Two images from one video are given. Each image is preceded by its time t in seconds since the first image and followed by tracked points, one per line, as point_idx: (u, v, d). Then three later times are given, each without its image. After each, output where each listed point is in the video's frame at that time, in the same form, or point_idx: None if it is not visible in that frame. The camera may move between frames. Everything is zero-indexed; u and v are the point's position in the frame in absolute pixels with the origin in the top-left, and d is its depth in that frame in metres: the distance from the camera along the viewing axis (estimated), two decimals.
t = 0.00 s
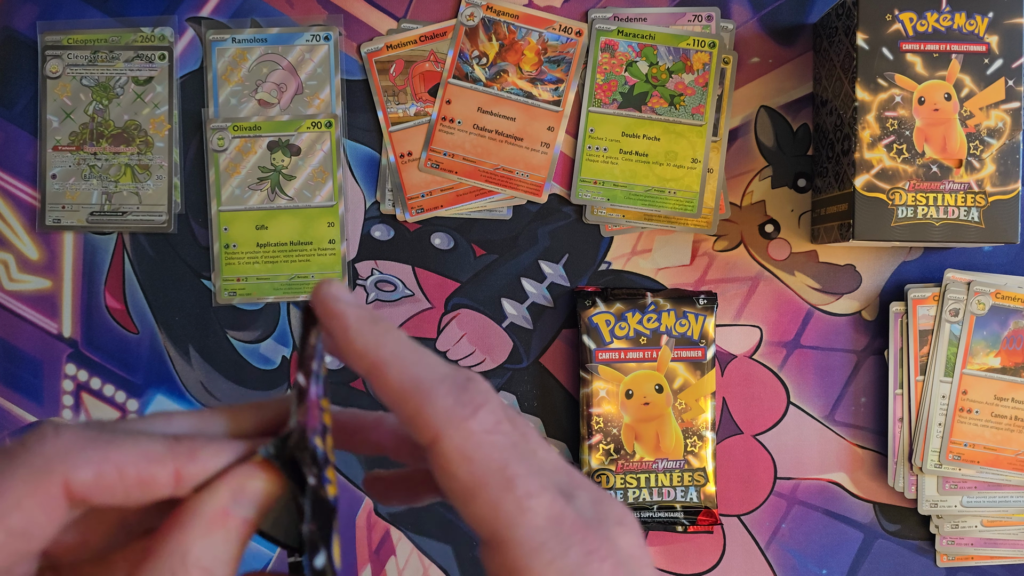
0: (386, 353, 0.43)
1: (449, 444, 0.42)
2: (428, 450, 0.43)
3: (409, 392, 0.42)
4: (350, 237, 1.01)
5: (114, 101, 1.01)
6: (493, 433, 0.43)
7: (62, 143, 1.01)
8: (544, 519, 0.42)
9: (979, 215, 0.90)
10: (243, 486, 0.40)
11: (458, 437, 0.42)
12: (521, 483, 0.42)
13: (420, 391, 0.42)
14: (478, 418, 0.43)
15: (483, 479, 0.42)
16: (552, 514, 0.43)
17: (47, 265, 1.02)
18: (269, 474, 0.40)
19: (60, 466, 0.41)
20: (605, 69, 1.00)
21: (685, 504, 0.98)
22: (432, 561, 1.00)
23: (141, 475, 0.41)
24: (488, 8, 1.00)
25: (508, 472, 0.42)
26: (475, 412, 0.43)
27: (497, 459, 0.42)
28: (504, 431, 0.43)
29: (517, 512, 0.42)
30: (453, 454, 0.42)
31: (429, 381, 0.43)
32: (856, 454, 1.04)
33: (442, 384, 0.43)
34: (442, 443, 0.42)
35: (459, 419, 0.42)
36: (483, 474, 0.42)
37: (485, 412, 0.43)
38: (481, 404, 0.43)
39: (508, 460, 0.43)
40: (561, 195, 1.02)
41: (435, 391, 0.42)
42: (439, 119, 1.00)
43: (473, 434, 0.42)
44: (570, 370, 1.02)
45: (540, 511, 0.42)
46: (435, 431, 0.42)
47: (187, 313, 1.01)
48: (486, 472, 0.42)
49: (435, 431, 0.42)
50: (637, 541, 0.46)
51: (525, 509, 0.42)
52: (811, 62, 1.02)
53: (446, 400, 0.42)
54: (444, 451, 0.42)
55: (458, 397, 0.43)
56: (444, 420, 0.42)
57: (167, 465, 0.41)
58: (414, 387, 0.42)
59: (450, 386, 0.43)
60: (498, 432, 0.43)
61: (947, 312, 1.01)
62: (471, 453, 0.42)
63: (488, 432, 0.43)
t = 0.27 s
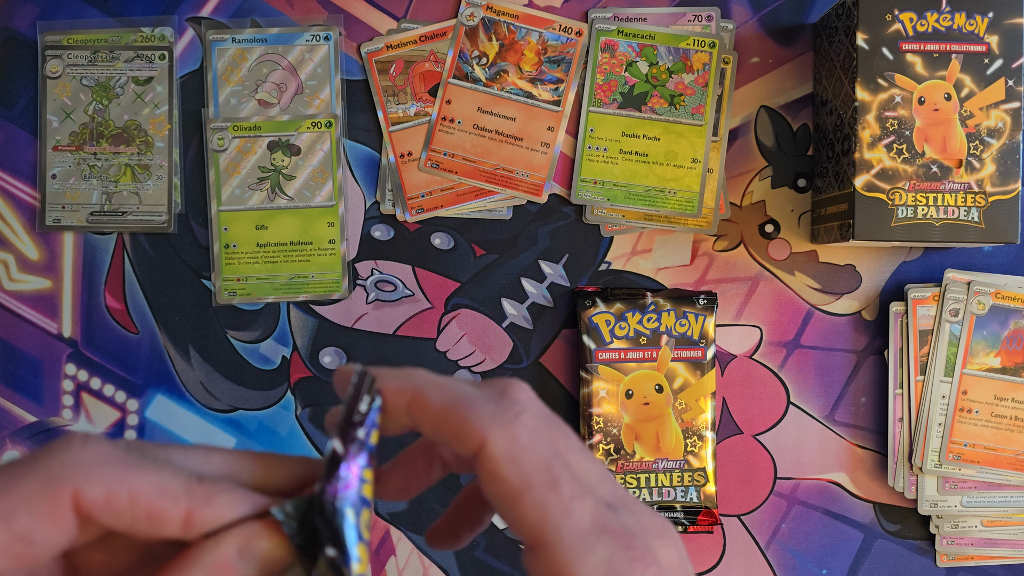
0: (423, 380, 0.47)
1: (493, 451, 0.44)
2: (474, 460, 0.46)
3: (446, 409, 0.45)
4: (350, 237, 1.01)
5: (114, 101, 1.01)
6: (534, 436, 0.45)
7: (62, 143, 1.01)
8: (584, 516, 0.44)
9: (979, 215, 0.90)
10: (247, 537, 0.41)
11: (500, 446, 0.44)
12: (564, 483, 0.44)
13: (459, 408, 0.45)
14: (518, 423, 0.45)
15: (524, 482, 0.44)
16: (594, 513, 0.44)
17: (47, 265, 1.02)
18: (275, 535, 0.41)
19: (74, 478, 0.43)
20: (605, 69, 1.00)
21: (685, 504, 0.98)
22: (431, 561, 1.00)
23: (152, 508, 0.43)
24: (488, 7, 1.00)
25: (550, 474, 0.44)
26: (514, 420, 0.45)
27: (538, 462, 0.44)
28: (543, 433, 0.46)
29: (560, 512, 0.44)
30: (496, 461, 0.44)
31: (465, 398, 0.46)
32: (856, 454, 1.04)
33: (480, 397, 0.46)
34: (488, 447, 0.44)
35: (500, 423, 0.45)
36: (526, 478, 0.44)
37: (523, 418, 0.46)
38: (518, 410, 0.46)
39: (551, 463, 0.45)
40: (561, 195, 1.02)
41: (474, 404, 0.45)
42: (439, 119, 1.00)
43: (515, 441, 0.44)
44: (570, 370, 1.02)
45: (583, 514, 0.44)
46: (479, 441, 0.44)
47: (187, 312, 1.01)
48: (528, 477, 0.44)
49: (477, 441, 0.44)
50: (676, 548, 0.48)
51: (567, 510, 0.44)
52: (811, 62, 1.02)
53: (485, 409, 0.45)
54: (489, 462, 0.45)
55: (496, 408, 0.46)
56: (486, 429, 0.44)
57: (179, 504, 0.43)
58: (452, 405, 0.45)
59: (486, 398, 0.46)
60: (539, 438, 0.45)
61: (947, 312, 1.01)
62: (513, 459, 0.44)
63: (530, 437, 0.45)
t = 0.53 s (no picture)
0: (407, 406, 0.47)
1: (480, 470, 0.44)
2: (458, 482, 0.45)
3: (432, 431, 0.45)
4: (350, 237, 1.01)
5: (114, 101, 1.01)
6: (518, 455, 0.45)
7: (62, 143, 1.01)
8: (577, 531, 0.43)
9: (979, 215, 0.90)
10: (244, 557, 0.39)
11: (486, 467, 0.44)
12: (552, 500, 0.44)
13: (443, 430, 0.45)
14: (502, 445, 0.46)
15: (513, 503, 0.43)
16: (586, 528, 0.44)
17: (47, 265, 1.02)
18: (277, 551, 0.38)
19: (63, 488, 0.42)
20: (605, 69, 1.00)
21: (685, 504, 0.98)
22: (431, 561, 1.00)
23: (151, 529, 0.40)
24: (488, 8, 1.00)
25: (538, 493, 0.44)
26: (497, 440, 0.45)
27: (525, 480, 0.44)
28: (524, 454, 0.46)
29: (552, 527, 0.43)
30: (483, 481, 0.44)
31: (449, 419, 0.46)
32: (856, 454, 1.04)
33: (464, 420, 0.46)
34: (473, 466, 0.44)
35: (484, 444, 0.44)
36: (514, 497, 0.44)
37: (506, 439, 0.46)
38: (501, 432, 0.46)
39: (538, 482, 0.44)
40: (561, 195, 1.02)
41: (458, 425, 0.45)
42: (439, 119, 1.00)
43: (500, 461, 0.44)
44: (570, 370, 1.02)
45: (570, 525, 0.44)
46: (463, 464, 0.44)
47: (187, 313, 1.01)
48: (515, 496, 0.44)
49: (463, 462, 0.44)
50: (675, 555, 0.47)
51: (558, 527, 0.43)
52: (811, 62, 1.02)
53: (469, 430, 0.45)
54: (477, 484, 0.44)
55: (479, 430, 0.46)
56: (472, 449, 0.44)
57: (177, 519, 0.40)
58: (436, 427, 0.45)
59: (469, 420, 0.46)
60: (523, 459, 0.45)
61: (947, 312, 1.01)
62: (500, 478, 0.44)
63: (514, 457, 0.45)
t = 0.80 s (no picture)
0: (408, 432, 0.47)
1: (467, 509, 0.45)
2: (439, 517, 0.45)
3: (428, 463, 0.46)
4: (350, 237, 1.01)
5: (114, 101, 1.01)
6: (503, 499, 0.48)
7: (62, 143, 1.01)
8: None
9: (979, 214, 0.90)
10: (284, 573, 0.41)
11: (475, 505, 0.46)
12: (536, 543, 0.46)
13: (439, 464, 0.47)
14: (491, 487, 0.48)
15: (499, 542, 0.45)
16: None
17: (47, 265, 1.02)
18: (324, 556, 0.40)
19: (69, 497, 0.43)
20: (605, 69, 1.00)
21: (685, 504, 0.98)
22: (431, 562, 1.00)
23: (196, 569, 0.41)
24: (488, 7, 1.00)
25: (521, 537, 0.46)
26: (486, 483, 0.48)
27: (508, 525, 0.46)
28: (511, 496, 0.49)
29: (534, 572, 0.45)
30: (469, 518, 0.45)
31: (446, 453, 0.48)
32: (856, 455, 1.04)
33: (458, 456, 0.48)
34: (461, 502, 0.45)
35: (474, 484, 0.47)
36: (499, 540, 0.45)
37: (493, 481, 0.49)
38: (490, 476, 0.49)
39: (522, 525, 0.47)
40: (561, 195, 1.02)
41: (454, 462, 0.47)
42: (439, 119, 1.00)
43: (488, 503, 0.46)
44: (570, 370, 1.02)
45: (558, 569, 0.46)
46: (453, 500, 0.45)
47: (187, 313, 1.01)
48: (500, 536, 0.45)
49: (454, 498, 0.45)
50: None
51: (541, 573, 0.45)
52: (811, 62, 1.02)
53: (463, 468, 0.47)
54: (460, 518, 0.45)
55: (471, 470, 0.48)
56: (464, 487, 0.46)
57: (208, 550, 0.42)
58: (433, 459, 0.47)
59: (463, 458, 0.49)
60: (508, 504, 0.48)
61: (947, 312, 1.01)
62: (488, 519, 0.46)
63: (500, 500, 0.48)
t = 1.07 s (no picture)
0: (481, 369, 0.34)
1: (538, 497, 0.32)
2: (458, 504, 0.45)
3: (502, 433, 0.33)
4: (350, 237, 1.01)
5: (114, 101, 1.01)
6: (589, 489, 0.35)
7: (62, 143, 1.01)
8: None
9: (979, 215, 0.90)
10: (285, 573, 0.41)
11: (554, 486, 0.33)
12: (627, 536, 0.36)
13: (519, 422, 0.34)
14: (568, 482, 0.34)
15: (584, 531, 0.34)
16: None
17: (47, 265, 1.02)
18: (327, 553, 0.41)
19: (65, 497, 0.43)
20: (605, 69, 1.00)
21: (685, 504, 0.98)
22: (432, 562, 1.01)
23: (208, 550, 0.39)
24: (488, 7, 1.00)
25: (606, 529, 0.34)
26: (572, 465, 0.34)
27: (590, 519, 0.34)
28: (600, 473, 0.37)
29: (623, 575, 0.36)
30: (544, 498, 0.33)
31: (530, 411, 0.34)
32: (856, 455, 1.04)
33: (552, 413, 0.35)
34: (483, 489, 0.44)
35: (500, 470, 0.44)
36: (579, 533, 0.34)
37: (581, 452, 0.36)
38: (572, 460, 0.34)
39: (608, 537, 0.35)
40: (561, 195, 1.02)
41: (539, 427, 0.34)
42: (439, 119, 1.00)
43: (571, 486, 0.34)
44: (570, 370, 1.02)
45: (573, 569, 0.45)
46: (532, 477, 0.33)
47: (187, 313, 1.01)
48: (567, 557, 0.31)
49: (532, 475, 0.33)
50: None
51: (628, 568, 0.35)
52: (811, 62, 1.02)
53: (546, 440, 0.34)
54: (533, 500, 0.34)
55: (551, 448, 0.34)
56: (548, 463, 0.33)
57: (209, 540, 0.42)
58: (515, 425, 0.33)
59: (543, 427, 0.34)
60: (595, 486, 0.36)
61: (947, 312, 1.01)
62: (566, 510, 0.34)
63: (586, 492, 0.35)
